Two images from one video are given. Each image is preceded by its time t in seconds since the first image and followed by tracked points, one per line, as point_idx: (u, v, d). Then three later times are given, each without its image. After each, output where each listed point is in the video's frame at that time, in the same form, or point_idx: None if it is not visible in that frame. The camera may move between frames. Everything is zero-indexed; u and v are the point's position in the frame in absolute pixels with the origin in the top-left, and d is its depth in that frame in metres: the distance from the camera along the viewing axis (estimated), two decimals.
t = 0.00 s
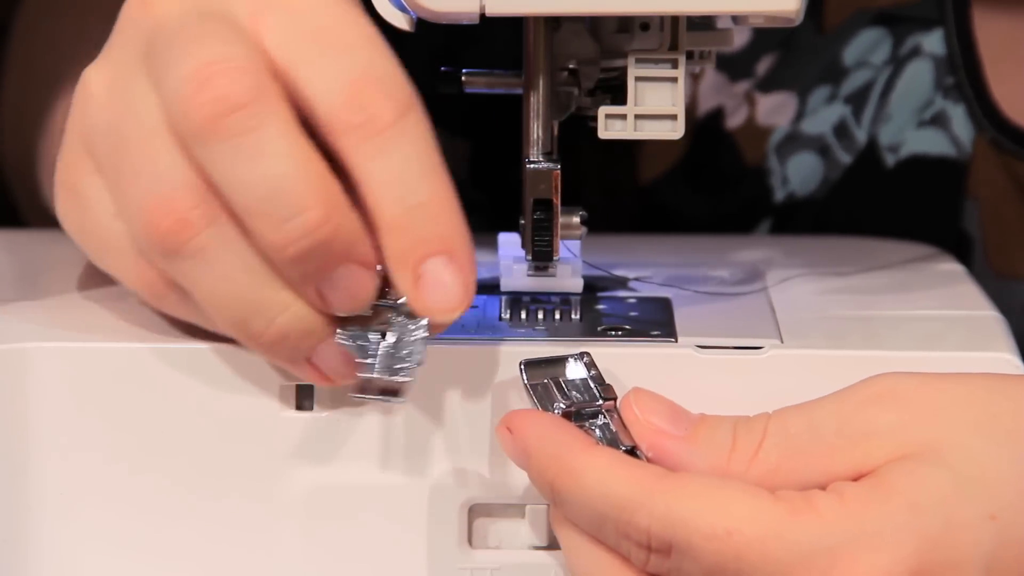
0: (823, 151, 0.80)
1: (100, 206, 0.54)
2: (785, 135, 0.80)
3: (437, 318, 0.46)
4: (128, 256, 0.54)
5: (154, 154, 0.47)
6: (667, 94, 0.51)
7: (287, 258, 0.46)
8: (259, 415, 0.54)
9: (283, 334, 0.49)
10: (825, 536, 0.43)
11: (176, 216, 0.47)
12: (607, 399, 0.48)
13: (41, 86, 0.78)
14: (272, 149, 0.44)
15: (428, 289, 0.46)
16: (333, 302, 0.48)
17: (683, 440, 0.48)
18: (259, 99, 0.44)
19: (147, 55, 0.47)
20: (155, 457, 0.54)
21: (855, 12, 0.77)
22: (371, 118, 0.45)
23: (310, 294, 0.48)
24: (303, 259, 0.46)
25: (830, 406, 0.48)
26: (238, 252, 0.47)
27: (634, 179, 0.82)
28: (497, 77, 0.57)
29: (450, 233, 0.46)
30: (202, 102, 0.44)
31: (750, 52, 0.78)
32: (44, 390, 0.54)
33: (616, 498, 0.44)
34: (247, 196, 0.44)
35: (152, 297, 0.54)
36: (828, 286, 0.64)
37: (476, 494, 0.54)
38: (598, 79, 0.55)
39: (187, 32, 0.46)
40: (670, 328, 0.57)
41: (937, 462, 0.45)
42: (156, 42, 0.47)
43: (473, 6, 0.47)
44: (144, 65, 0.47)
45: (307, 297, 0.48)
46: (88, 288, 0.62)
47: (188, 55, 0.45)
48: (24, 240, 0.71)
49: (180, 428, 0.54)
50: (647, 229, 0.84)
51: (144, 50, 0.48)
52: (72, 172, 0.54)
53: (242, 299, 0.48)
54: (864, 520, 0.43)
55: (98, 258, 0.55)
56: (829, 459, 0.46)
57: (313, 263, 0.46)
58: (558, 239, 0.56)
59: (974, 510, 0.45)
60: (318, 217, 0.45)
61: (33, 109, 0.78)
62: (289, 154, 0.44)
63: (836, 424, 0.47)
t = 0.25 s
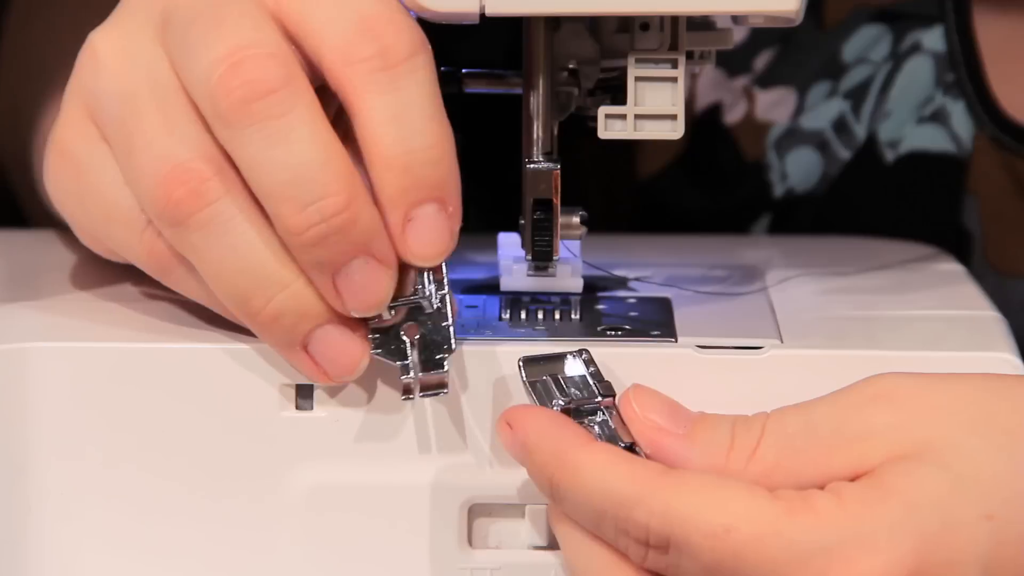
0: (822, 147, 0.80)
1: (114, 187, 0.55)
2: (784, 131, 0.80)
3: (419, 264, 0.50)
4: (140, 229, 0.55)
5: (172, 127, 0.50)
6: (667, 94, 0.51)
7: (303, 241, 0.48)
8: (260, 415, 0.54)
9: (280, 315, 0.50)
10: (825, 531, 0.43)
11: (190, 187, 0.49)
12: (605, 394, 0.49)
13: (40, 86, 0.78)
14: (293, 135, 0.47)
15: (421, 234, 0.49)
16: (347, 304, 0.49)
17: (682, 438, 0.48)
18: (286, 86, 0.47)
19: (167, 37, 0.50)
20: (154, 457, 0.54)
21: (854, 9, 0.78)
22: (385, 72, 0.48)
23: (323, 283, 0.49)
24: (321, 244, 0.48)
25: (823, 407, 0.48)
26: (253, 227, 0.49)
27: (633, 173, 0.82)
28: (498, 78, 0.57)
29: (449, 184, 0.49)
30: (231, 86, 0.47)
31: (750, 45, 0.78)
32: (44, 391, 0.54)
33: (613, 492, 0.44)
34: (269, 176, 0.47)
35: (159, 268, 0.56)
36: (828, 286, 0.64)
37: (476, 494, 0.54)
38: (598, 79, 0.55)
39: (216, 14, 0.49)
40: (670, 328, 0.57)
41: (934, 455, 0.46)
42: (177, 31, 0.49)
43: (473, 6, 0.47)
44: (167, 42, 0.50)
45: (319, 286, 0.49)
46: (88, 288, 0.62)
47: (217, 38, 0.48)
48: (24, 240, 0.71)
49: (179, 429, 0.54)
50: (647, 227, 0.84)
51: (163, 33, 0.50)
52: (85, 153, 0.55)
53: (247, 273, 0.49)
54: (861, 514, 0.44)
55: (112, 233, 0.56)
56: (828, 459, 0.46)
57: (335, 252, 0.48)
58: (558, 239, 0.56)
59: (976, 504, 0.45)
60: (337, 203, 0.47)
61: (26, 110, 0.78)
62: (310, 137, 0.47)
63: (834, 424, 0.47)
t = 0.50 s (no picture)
0: (821, 147, 0.81)
1: (113, 185, 0.55)
2: (783, 131, 0.80)
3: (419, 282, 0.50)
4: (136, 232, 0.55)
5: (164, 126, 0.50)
6: (667, 94, 0.51)
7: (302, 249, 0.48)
8: (260, 415, 0.54)
9: (271, 313, 0.50)
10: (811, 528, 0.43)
11: (184, 186, 0.49)
12: (594, 375, 0.50)
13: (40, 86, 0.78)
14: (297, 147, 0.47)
15: (421, 254, 0.49)
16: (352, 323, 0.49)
17: (675, 426, 0.50)
18: (289, 100, 0.47)
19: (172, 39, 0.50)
20: (153, 457, 0.54)
21: (854, 10, 0.78)
22: (388, 92, 0.49)
23: (328, 298, 0.49)
24: (323, 258, 0.48)
25: (815, 410, 0.49)
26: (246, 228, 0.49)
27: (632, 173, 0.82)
28: (498, 78, 0.57)
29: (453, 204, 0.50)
30: (235, 100, 0.47)
31: (747, 46, 0.78)
32: (43, 391, 0.54)
33: (615, 479, 0.45)
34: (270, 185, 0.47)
35: (153, 276, 0.56)
36: (828, 286, 0.64)
37: (476, 494, 0.54)
38: (597, 79, 0.55)
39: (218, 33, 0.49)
40: (670, 328, 0.57)
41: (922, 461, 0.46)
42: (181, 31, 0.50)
43: (473, 6, 0.47)
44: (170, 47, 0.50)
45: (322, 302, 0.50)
46: (88, 288, 0.62)
47: (220, 53, 0.48)
48: (25, 240, 0.71)
49: (178, 429, 0.54)
50: (644, 227, 0.84)
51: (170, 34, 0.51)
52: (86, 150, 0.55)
53: (236, 273, 0.50)
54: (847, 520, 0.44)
55: (108, 232, 0.56)
56: (815, 461, 0.47)
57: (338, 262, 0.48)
58: (558, 239, 0.56)
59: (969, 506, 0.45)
60: (340, 215, 0.47)
61: (25, 110, 0.78)
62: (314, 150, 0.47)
63: (820, 427, 0.48)
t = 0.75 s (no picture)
0: (819, 148, 0.81)
1: (105, 179, 0.56)
2: (781, 132, 0.80)
3: (411, 288, 0.50)
4: (125, 224, 0.56)
5: (159, 118, 0.51)
6: (667, 94, 0.51)
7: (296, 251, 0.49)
8: (260, 416, 0.54)
9: (259, 308, 0.51)
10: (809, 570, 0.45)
11: (175, 178, 0.50)
12: (596, 384, 0.50)
13: (40, 86, 0.78)
14: (289, 153, 0.48)
15: (412, 258, 0.50)
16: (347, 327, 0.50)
17: (679, 432, 0.50)
18: (287, 103, 0.48)
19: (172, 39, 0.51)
20: (153, 457, 0.54)
21: (854, 12, 0.77)
22: (370, 99, 0.50)
23: (323, 302, 0.50)
24: (316, 259, 0.49)
25: (817, 419, 0.49)
26: (239, 224, 0.50)
27: (631, 174, 0.82)
28: (499, 77, 0.57)
29: (438, 210, 0.51)
30: (233, 99, 0.48)
31: (743, 48, 0.77)
32: (43, 391, 0.54)
33: (616, 534, 0.48)
34: (264, 185, 0.48)
35: (141, 270, 0.56)
36: (828, 286, 0.64)
37: (475, 495, 0.54)
38: (598, 79, 0.55)
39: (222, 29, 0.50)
40: (670, 328, 0.57)
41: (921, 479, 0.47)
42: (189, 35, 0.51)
43: (473, 6, 0.47)
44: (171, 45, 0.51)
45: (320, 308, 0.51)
46: (88, 287, 0.62)
47: (222, 52, 0.49)
48: (26, 240, 0.71)
49: (178, 429, 0.54)
50: (643, 227, 0.84)
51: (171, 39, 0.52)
52: (86, 148, 0.56)
53: (225, 266, 0.50)
54: (845, 557, 0.45)
55: (101, 229, 0.57)
56: (815, 476, 0.49)
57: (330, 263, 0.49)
58: (559, 239, 0.56)
59: (969, 512, 0.46)
60: (332, 218, 0.48)
61: (33, 109, 0.79)
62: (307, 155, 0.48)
63: (822, 435, 0.49)
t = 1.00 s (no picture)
0: (817, 147, 0.81)
1: (102, 188, 0.56)
2: (779, 132, 0.80)
3: (409, 298, 0.51)
4: (121, 232, 0.56)
5: (158, 126, 0.51)
6: (667, 94, 0.51)
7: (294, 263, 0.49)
8: (260, 416, 0.54)
9: (259, 318, 0.51)
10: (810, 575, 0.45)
11: (172, 188, 0.50)
12: (593, 381, 0.50)
13: (39, 86, 0.78)
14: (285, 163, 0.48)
15: (410, 268, 0.50)
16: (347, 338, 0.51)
17: (675, 433, 0.50)
18: (282, 116, 0.48)
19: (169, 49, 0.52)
20: (153, 457, 0.54)
21: (854, 11, 0.77)
22: (365, 108, 0.49)
23: (322, 315, 0.51)
24: (314, 275, 0.49)
25: (817, 422, 0.49)
26: (238, 233, 0.50)
27: (630, 173, 0.82)
28: (498, 77, 0.57)
29: (435, 219, 0.50)
30: (228, 113, 0.48)
31: (742, 48, 0.78)
32: (42, 391, 0.54)
33: (621, 530, 0.47)
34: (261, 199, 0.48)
35: (138, 278, 0.56)
36: (827, 286, 0.64)
37: (475, 495, 0.54)
38: (598, 79, 0.55)
39: (220, 41, 0.50)
40: (670, 328, 0.57)
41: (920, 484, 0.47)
42: (189, 37, 0.51)
43: (473, 6, 0.47)
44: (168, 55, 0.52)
45: (320, 320, 0.51)
46: (87, 287, 0.62)
47: (218, 64, 0.49)
48: (26, 240, 0.71)
49: (178, 429, 0.54)
50: (642, 226, 0.84)
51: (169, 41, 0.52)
52: (83, 158, 0.56)
53: (223, 277, 0.50)
54: (845, 563, 0.45)
55: (96, 237, 0.57)
56: (812, 480, 0.49)
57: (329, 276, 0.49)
58: (558, 239, 0.56)
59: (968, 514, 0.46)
60: (329, 232, 0.48)
61: (32, 108, 0.78)
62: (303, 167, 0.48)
63: (820, 439, 0.49)
